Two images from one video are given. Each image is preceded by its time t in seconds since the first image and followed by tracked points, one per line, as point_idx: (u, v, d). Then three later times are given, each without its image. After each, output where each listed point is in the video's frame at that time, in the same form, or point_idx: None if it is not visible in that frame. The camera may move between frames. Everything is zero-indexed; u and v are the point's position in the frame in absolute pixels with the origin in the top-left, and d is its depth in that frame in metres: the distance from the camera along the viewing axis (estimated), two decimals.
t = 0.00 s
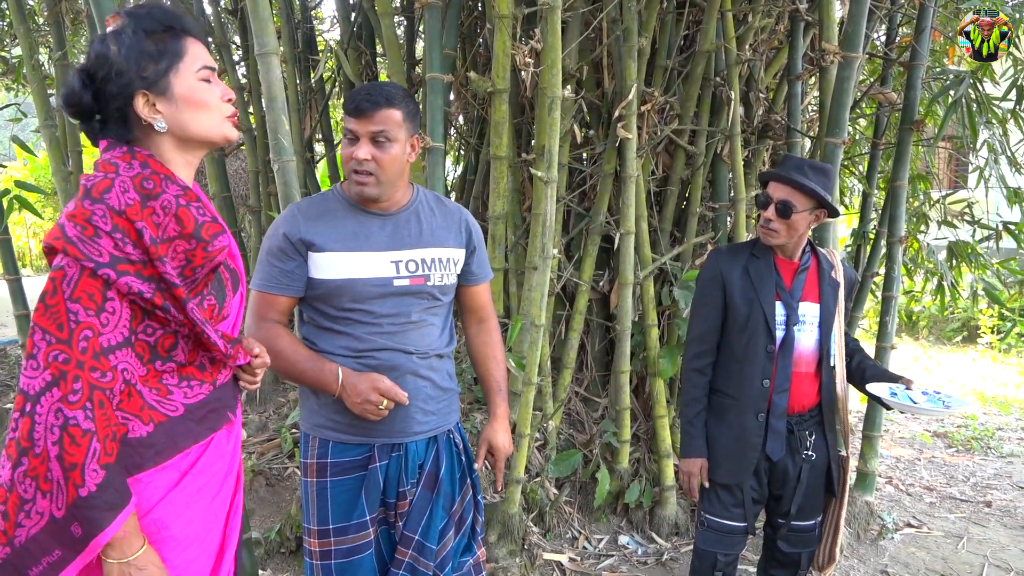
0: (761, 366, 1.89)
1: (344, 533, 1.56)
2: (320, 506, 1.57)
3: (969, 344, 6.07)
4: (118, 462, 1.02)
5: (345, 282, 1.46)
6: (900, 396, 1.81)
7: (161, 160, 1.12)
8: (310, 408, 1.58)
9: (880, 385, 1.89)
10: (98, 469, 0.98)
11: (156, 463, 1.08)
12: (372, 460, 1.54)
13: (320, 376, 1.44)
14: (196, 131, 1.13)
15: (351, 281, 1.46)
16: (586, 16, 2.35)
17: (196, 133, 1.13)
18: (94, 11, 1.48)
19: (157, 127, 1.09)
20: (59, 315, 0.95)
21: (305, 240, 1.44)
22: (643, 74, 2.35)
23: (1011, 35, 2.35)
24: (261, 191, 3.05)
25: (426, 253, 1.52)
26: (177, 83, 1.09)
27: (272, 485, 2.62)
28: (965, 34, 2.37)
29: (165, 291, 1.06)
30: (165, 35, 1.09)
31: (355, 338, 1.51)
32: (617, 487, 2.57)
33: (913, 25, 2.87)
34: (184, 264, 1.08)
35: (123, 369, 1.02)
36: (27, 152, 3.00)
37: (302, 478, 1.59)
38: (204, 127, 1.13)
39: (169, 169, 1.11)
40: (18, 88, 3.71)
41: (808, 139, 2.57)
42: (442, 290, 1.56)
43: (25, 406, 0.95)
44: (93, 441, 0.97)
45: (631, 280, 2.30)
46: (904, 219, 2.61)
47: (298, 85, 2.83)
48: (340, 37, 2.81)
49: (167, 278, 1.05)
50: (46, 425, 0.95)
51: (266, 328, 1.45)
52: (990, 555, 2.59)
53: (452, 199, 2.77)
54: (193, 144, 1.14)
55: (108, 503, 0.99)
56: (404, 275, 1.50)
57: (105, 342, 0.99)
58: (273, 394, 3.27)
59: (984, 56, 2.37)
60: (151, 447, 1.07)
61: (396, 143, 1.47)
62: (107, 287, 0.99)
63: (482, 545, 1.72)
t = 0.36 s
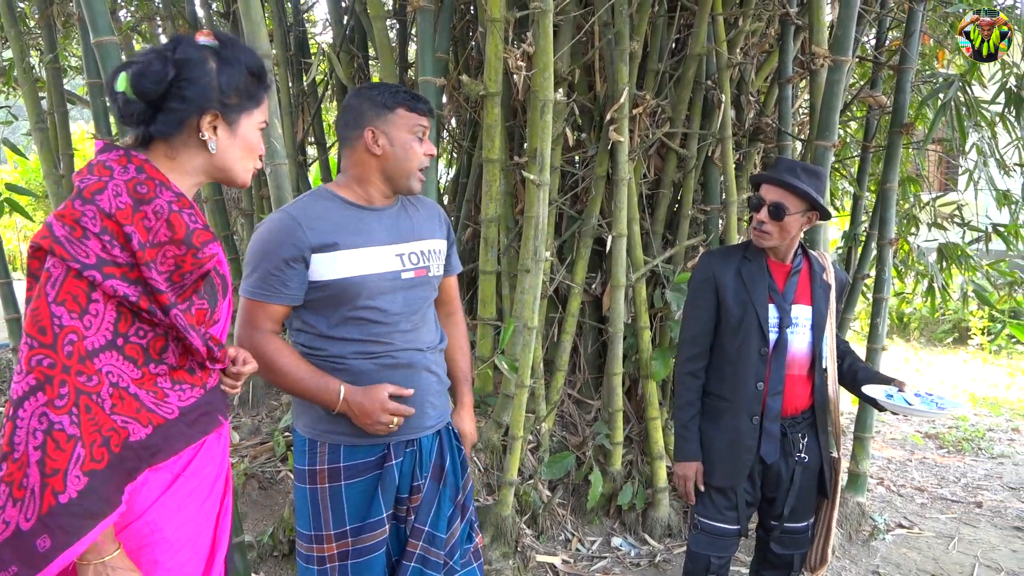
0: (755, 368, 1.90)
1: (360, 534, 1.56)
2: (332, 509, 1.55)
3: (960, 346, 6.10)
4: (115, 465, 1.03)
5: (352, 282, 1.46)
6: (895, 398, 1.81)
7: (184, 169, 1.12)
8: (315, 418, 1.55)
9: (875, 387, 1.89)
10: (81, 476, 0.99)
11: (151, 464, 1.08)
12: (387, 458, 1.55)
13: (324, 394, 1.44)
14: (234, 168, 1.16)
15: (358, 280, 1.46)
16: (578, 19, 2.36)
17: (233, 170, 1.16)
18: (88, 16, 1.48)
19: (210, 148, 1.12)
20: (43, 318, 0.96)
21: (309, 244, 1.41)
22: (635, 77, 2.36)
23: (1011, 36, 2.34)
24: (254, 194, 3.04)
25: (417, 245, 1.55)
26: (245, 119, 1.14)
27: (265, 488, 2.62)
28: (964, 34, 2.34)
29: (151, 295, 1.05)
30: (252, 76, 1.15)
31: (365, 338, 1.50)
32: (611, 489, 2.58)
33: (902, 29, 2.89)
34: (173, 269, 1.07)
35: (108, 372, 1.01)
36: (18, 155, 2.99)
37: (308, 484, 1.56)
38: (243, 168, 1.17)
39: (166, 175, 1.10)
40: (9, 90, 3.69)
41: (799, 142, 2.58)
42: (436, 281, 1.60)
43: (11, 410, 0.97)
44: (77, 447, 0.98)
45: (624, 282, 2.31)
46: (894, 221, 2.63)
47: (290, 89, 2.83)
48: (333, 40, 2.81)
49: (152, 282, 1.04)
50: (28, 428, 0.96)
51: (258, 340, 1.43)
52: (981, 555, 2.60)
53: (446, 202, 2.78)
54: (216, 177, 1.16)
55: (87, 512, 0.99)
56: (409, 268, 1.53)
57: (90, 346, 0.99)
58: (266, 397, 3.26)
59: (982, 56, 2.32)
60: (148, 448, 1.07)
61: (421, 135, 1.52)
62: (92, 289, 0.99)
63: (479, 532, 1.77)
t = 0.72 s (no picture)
0: (752, 371, 1.90)
1: (393, 532, 1.58)
2: (362, 512, 1.54)
3: (959, 350, 6.10)
4: (116, 467, 1.03)
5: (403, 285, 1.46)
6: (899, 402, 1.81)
7: (191, 166, 1.12)
8: (329, 422, 1.51)
9: (878, 392, 1.89)
10: (93, 476, 1.00)
11: (156, 462, 1.09)
12: (412, 452, 1.59)
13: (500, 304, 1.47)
14: (240, 167, 1.16)
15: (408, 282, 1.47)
16: (579, 20, 2.37)
17: (238, 169, 1.16)
18: (91, 14, 1.49)
19: (218, 144, 1.12)
20: (58, 319, 0.96)
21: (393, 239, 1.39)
22: (636, 79, 2.36)
23: (1011, 36, 2.34)
24: (255, 192, 3.05)
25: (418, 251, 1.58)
26: (254, 119, 1.15)
27: (264, 486, 2.62)
28: (964, 34, 2.34)
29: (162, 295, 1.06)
30: (263, 75, 1.14)
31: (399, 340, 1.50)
32: (608, 490, 2.58)
33: (903, 33, 2.89)
34: (183, 269, 1.07)
35: (119, 373, 1.02)
36: (19, 151, 3.00)
37: (334, 489, 1.53)
38: (248, 167, 1.18)
39: (176, 174, 1.10)
40: (11, 86, 3.70)
41: (799, 144, 2.58)
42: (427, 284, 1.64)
43: (27, 410, 0.97)
44: (90, 448, 0.99)
45: (623, 283, 2.32)
46: (894, 225, 2.63)
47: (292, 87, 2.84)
48: (335, 39, 2.82)
49: (162, 282, 1.04)
50: (43, 429, 0.96)
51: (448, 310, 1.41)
52: (977, 559, 2.60)
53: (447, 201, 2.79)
54: (223, 176, 1.17)
55: (97, 511, 1.00)
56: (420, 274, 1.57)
57: (103, 347, 1.00)
58: (265, 394, 3.27)
59: (983, 57, 2.34)
60: (151, 447, 1.08)
61: (455, 176, 1.51)
62: (104, 289, 0.99)
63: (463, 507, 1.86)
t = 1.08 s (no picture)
0: (749, 372, 1.90)
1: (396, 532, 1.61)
2: (373, 514, 1.54)
3: (956, 354, 6.11)
4: (119, 463, 1.03)
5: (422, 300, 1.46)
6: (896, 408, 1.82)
7: (184, 159, 1.12)
8: (331, 425, 1.50)
9: (874, 397, 1.89)
10: (94, 472, 1.00)
11: (157, 460, 1.08)
12: (409, 455, 1.62)
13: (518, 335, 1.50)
14: (233, 157, 1.16)
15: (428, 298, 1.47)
16: (580, 20, 2.37)
17: (232, 159, 1.16)
18: (90, 8, 1.48)
19: (208, 135, 1.11)
20: (55, 315, 0.96)
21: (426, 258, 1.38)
22: (636, 79, 2.36)
23: (1011, 35, 2.34)
24: (254, 189, 3.05)
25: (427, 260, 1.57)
26: (246, 108, 1.14)
27: (259, 482, 2.62)
28: (964, 34, 2.35)
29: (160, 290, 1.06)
30: (254, 63, 1.13)
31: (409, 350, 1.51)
32: (603, 490, 2.58)
33: (904, 37, 2.90)
34: (180, 264, 1.07)
35: (119, 369, 1.02)
36: (18, 144, 2.99)
37: (345, 493, 1.51)
38: (242, 157, 1.17)
39: (172, 169, 1.10)
40: (11, 80, 3.69)
41: (798, 146, 2.58)
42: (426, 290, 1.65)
43: (27, 408, 0.98)
44: (90, 444, 0.99)
45: (621, 284, 2.32)
46: (892, 229, 2.63)
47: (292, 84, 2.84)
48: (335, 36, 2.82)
49: (157, 276, 1.03)
50: (43, 425, 0.97)
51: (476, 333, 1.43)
52: (971, 562, 2.61)
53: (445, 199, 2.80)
54: (218, 167, 1.16)
55: (100, 508, 1.00)
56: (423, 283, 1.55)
57: (101, 343, 1.00)
58: (262, 391, 3.27)
59: (982, 57, 2.35)
60: (154, 444, 1.08)
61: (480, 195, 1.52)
62: (101, 284, 1.00)
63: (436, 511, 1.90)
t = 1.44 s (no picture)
0: (748, 374, 1.90)
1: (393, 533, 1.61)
2: (368, 516, 1.54)
3: (959, 355, 6.11)
4: (116, 466, 1.03)
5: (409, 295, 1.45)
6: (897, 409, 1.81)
7: (178, 158, 1.13)
8: (329, 427, 1.49)
9: (876, 399, 1.88)
10: (86, 477, 1.00)
11: (159, 462, 1.09)
12: (410, 455, 1.62)
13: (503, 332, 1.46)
14: (226, 155, 1.16)
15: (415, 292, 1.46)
16: (583, 20, 2.36)
17: (225, 157, 1.16)
18: (92, 8, 1.49)
19: (198, 133, 1.12)
20: (47, 320, 0.97)
21: (405, 248, 1.37)
22: (638, 79, 2.36)
23: (1011, 35, 2.33)
24: (255, 189, 3.05)
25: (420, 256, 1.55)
26: (239, 106, 1.13)
27: (261, 482, 2.62)
28: (964, 34, 2.35)
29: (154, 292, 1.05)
30: (247, 60, 1.13)
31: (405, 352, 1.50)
32: (605, 491, 2.57)
33: (906, 38, 2.89)
34: (173, 266, 1.06)
35: (113, 372, 1.02)
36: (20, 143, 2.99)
37: (341, 495, 1.51)
38: (236, 155, 1.17)
39: (166, 169, 1.10)
40: (16, 79, 3.71)
41: (801, 147, 2.58)
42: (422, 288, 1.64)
43: (21, 412, 0.99)
44: (81, 449, 0.99)
45: (623, 285, 2.32)
46: (895, 230, 2.62)
47: (294, 83, 2.84)
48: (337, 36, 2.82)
49: (148, 279, 1.03)
50: (35, 430, 0.98)
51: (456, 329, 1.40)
52: (974, 565, 2.60)
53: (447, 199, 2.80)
54: (212, 165, 1.17)
55: (93, 512, 1.00)
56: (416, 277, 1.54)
57: (93, 346, 1.00)
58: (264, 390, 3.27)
59: (982, 57, 2.33)
60: (155, 447, 1.08)
61: (466, 182, 1.51)
62: (92, 288, 1.00)
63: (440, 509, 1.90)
